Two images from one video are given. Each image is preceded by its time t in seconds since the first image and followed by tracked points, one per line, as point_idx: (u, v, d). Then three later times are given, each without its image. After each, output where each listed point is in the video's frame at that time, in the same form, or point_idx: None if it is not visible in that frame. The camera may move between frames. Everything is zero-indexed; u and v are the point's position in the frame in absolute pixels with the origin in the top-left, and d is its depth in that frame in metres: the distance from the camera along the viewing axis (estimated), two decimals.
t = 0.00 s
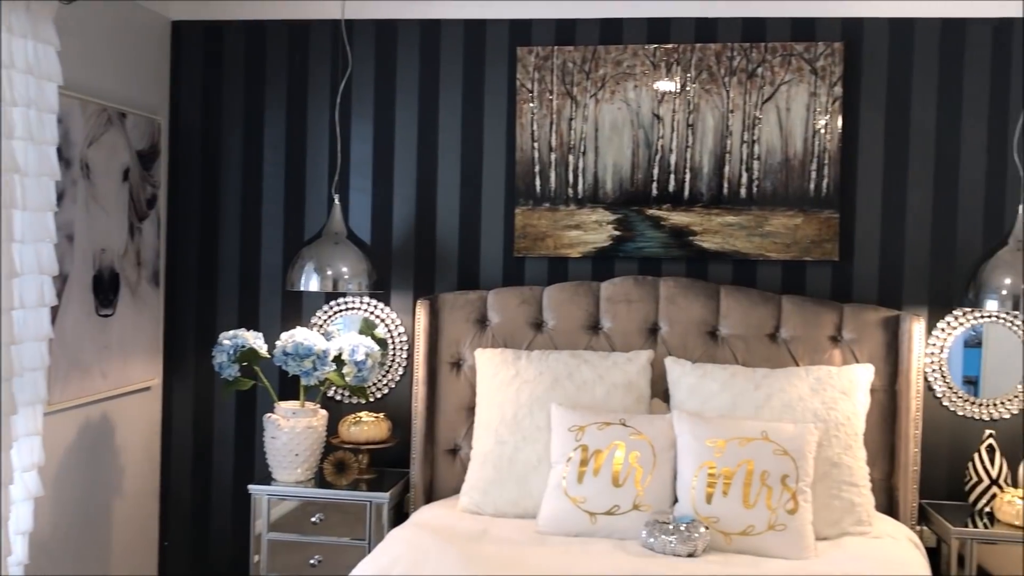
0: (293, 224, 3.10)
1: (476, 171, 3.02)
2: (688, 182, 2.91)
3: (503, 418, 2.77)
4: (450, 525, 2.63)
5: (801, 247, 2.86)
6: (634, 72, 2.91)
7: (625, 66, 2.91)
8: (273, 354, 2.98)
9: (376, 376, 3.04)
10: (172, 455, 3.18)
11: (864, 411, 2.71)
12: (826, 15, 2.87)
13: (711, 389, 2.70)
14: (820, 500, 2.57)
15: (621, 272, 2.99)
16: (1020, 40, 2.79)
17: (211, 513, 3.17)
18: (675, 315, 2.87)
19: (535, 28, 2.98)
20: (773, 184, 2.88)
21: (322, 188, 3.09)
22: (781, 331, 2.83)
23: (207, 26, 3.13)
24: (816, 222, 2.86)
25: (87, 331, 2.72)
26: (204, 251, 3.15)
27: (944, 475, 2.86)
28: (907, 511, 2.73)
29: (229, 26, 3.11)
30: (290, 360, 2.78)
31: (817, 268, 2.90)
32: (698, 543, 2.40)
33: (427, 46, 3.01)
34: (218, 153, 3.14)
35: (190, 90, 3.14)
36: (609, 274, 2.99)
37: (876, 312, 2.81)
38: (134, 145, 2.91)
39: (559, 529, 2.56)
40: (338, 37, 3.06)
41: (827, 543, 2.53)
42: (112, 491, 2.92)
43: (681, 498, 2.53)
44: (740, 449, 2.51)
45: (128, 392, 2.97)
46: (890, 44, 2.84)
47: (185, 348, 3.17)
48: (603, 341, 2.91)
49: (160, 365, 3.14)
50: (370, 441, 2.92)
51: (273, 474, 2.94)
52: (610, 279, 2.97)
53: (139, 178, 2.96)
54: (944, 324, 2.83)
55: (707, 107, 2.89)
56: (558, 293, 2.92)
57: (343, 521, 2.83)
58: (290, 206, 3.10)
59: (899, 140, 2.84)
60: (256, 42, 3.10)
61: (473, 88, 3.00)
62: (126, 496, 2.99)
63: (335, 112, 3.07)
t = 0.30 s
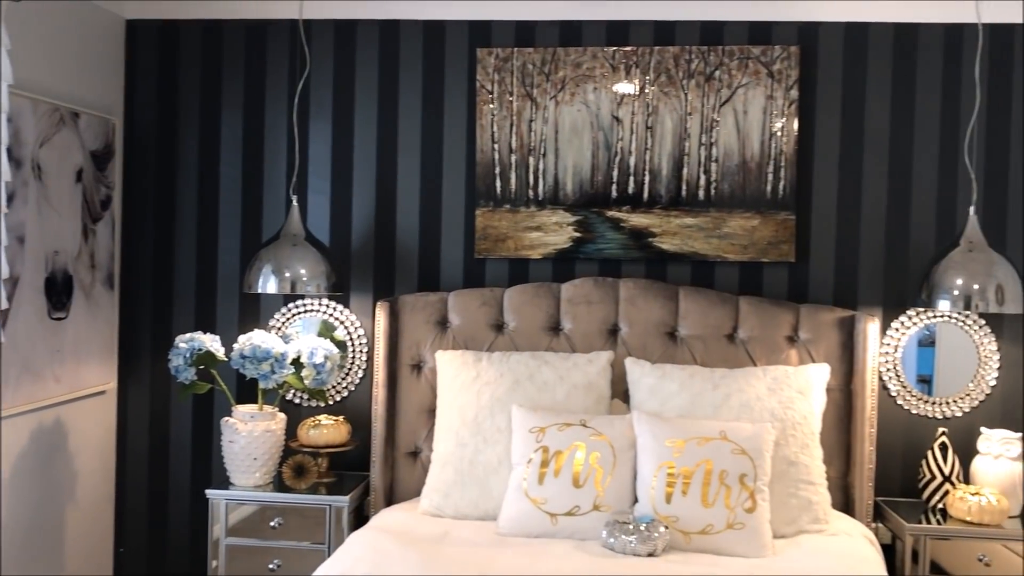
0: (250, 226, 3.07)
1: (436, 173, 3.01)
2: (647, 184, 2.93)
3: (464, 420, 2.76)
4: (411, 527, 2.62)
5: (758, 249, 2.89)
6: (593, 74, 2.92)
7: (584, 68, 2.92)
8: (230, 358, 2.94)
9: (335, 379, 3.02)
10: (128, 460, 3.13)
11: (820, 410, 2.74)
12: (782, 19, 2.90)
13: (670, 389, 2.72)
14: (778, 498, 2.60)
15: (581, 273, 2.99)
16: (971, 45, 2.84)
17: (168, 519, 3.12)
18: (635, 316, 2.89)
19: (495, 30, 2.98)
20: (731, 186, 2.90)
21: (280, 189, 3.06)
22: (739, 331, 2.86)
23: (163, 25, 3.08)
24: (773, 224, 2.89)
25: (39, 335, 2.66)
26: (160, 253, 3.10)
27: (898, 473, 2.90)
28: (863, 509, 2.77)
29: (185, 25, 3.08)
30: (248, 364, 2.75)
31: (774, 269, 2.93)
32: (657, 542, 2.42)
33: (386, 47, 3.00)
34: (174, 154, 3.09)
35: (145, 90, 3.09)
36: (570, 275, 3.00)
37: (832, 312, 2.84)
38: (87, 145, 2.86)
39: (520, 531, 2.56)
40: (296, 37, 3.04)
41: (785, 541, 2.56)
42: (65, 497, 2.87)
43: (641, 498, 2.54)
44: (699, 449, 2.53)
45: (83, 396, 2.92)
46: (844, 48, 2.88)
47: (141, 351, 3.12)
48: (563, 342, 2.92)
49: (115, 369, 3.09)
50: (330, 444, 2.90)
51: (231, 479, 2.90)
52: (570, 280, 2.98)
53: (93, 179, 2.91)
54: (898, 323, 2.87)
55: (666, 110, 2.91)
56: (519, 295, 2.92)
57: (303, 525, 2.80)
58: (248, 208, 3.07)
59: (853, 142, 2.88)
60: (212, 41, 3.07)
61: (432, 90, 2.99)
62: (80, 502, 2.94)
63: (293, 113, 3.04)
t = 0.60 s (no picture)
0: (211, 226, 3.04)
1: (400, 173, 3.00)
2: (611, 184, 2.95)
3: (428, 421, 2.75)
4: (375, 529, 2.60)
5: (720, 249, 2.92)
6: (557, 74, 2.93)
7: (547, 69, 2.93)
8: (191, 359, 2.91)
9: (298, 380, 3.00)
10: (87, 463, 3.08)
11: (781, 409, 2.77)
12: (743, 21, 2.92)
13: (633, 388, 2.73)
14: (740, 496, 2.62)
15: (546, 273, 3.00)
16: (927, 48, 2.88)
17: (128, 522, 3.08)
18: (598, 316, 2.90)
19: (458, 29, 2.98)
20: (693, 187, 2.92)
21: (241, 189, 3.03)
22: (701, 330, 2.88)
23: (121, 21, 3.04)
24: (734, 224, 2.92)
25: None
26: (119, 254, 3.06)
27: (858, 470, 2.94)
28: (823, 505, 2.80)
29: (144, 23, 3.04)
30: (208, 365, 2.73)
31: (736, 268, 2.96)
32: (620, 541, 2.43)
33: (349, 46, 2.98)
34: (133, 153, 3.05)
35: (104, 88, 3.05)
36: (534, 275, 3.00)
37: (793, 311, 2.87)
38: (43, 144, 2.82)
39: (484, 531, 2.56)
40: (257, 35, 3.02)
41: (746, 538, 2.58)
42: (22, 502, 2.82)
43: (604, 497, 2.55)
44: (662, 448, 2.54)
45: (40, 399, 2.87)
46: (804, 49, 2.91)
47: (100, 353, 3.07)
48: (528, 342, 2.92)
49: (72, 371, 3.04)
50: (292, 446, 2.88)
51: (192, 482, 2.87)
52: (534, 280, 2.98)
53: (50, 178, 2.86)
54: (857, 322, 2.91)
55: (629, 111, 2.92)
56: (483, 295, 2.91)
57: (266, 528, 2.78)
58: (208, 207, 3.04)
59: (813, 143, 2.92)
60: (172, 39, 3.03)
61: (396, 89, 2.98)
62: (37, 507, 2.89)
63: (255, 112, 3.02)
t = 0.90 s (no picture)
0: (174, 224, 3.01)
1: (366, 171, 2.99)
2: (578, 184, 2.96)
3: (394, 420, 2.75)
4: (341, 529, 2.59)
5: (686, 248, 2.94)
6: (524, 74, 2.93)
7: (514, 68, 2.93)
8: (154, 359, 2.88)
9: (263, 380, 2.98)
10: (47, 465, 3.04)
11: (745, 406, 2.80)
12: (708, 22, 2.94)
13: (600, 387, 2.74)
14: (705, 493, 2.64)
15: (513, 272, 3.00)
16: (889, 50, 2.92)
17: (90, 524, 3.04)
18: (565, 315, 2.91)
19: (425, 27, 2.97)
20: (659, 187, 2.94)
21: (205, 187, 3.01)
22: (667, 329, 2.90)
23: (83, 16, 3.00)
24: (699, 223, 2.94)
25: None
26: (81, 252, 3.02)
27: (821, 467, 2.97)
28: (787, 502, 2.83)
29: (106, 19, 3.00)
30: (172, 365, 2.71)
31: (701, 268, 2.98)
32: (587, 539, 2.43)
33: (315, 44, 2.97)
34: (95, 149, 3.02)
35: (65, 83, 3.01)
36: (501, 274, 3.00)
37: (757, 310, 2.90)
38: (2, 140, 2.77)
39: (450, 530, 2.56)
40: (222, 31, 2.99)
41: (711, 535, 2.60)
42: None
43: (571, 495, 2.56)
44: (628, 445, 2.56)
45: None
46: (768, 51, 2.94)
47: (60, 353, 3.03)
48: (495, 341, 2.92)
49: (32, 371, 2.99)
50: (257, 446, 2.85)
51: (155, 483, 2.84)
52: (502, 279, 2.98)
53: (9, 175, 2.81)
54: (820, 321, 2.94)
55: (596, 111, 2.93)
56: (450, 294, 2.91)
57: (230, 528, 2.76)
58: (172, 205, 3.01)
59: (777, 144, 2.95)
60: (134, 35, 3.00)
61: (362, 87, 2.97)
62: None
63: (219, 109, 2.99)
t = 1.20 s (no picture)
0: (138, 221, 2.98)
1: (333, 168, 2.97)
2: (546, 181, 2.96)
3: (361, 418, 2.73)
4: (306, 528, 2.57)
5: (653, 246, 2.95)
6: (492, 71, 2.93)
7: (483, 65, 2.93)
8: (116, 357, 2.84)
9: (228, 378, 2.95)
10: (6, 464, 2.99)
11: (712, 404, 2.81)
12: (676, 21, 2.96)
13: (567, 384, 2.74)
14: (671, 490, 2.65)
15: (481, 270, 3.00)
16: (853, 51, 2.95)
17: (51, 525, 3.00)
18: (533, 313, 2.91)
19: (393, 24, 2.96)
20: (627, 185, 2.95)
21: (169, 183, 2.98)
22: (634, 327, 2.91)
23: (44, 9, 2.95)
24: (667, 222, 2.95)
25: None
26: (42, 248, 2.97)
27: (786, 464, 3.00)
28: (753, 498, 2.85)
29: (67, 11, 2.95)
30: (135, 363, 2.66)
31: (668, 266, 3.00)
32: (554, 536, 2.43)
33: (281, 39, 2.95)
34: (57, 144, 2.97)
35: (25, 77, 2.96)
36: (469, 272, 3.00)
37: (723, 308, 2.92)
38: None
39: (417, 529, 2.54)
40: (187, 26, 2.96)
41: (678, 532, 2.61)
42: None
43: (538, 493, 2.55)
44: (595, 443, 2.56)
45: None
46: (735, 51, 2.95)
47: (21, 351, 2.98)
48: (462, 339, 2.92)
49: None
50: (222, 445, 2.83)
51: (118, 482, 2.80)
52: (470, 277, 2.98)
53: None
54: (785, 319, 2.96)
55: (564, 109, 2.93)
56: (418, 292, 2.90)
57: (194, 528, 2.73)
58: (135, 201, 2.97)
59: (743, 143, 2.97)
60: (97, 29, 2.96)
61: (329, 83, 2.95)
62: None
63: (184, 104, 2.96)
